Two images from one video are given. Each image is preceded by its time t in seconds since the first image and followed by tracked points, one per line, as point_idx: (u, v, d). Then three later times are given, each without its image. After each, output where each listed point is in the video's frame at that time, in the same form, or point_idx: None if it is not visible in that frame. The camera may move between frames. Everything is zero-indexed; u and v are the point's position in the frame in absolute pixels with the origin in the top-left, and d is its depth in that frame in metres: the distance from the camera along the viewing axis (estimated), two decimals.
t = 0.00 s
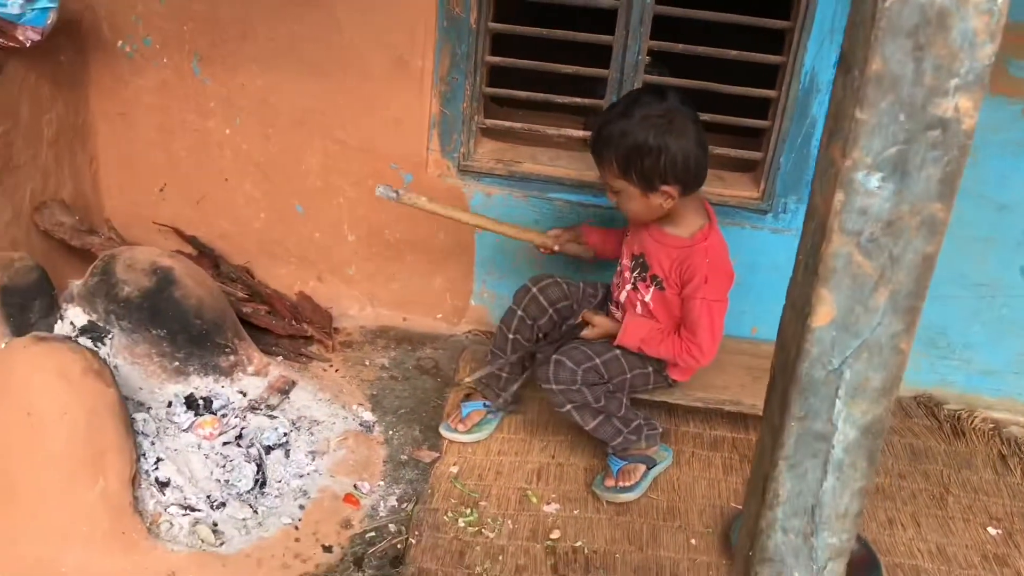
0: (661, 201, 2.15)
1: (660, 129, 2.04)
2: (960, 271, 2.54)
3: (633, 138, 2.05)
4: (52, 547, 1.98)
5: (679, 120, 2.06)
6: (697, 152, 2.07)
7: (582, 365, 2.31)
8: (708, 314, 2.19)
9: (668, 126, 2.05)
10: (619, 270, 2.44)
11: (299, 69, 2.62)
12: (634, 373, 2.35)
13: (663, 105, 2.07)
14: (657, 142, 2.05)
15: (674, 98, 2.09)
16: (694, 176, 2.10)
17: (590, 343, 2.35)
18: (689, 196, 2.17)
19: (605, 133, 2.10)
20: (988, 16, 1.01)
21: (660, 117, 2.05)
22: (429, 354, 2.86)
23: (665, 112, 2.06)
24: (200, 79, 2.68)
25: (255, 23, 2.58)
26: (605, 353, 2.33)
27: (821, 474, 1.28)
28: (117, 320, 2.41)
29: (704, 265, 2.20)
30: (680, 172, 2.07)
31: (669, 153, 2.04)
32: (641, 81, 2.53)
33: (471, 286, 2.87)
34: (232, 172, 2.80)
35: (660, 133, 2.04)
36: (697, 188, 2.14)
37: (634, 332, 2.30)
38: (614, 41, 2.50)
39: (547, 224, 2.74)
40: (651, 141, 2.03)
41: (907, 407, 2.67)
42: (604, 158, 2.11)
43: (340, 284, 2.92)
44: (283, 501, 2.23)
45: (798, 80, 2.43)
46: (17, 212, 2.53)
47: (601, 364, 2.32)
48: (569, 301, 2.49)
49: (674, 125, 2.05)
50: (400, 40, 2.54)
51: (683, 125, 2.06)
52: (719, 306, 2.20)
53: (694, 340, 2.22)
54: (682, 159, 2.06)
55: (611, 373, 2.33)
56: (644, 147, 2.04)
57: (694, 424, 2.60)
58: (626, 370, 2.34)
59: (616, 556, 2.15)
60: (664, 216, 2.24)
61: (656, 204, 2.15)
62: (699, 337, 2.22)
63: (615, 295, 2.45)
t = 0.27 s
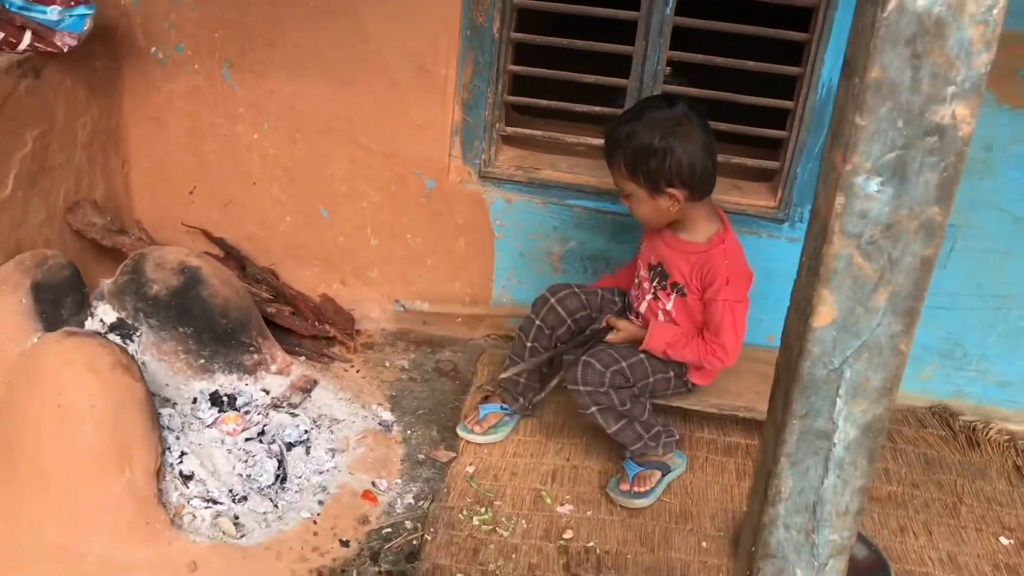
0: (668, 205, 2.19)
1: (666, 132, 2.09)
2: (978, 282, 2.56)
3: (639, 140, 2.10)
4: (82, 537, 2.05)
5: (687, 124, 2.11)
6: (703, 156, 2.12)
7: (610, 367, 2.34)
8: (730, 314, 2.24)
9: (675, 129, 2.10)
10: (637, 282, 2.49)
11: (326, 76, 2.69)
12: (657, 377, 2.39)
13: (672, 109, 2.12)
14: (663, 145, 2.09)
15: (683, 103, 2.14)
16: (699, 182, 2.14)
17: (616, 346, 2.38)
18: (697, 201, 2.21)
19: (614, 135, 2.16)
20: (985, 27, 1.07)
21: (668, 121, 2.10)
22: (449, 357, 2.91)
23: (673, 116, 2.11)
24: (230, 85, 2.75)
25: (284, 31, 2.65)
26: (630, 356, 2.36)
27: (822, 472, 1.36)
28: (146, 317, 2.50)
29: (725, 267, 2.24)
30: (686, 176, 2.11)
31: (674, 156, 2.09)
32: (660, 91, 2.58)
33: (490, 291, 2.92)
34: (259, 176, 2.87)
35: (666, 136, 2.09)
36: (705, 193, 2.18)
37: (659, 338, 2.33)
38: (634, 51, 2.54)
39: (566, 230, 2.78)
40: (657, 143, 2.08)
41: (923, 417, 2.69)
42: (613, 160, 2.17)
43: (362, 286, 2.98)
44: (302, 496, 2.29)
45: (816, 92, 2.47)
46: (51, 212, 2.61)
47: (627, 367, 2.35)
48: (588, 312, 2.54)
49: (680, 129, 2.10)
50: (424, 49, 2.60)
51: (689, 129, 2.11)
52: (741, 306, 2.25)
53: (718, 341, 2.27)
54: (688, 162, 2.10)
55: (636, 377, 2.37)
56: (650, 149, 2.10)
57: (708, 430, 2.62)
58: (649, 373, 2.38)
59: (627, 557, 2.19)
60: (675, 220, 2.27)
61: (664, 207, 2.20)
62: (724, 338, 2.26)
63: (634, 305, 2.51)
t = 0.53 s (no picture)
0: (664, 211, 2.20)
1: (651, 140, 2.10)
2: (997, 292, 2.55)
3: (627, 149, 2.13)
4: (91, 536, 2.07)
5: (674, 130, 2.11)
6: (693, 160, 2.11)
7: (608, 373, 2.34)
8: (732, 319, 2.23)
9: (661, 136, 2.11)
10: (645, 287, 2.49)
11: (342, 81, 2.71)
12: (662, 382, 2.37)
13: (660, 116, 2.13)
14: (650, 152, 2.11)
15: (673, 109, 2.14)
16: (690, 188, 2.13)
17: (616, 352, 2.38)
18: (696, 205, 2.20)
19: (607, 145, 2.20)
20: (991, 33, 1.07)
21: (654, 128, 2.11)
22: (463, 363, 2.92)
23: (660, 124, 2.12)
24: (248, 89, 2.78)
25: (301, 36, 2.67)
26: (630, 361, 2.36)
27: (828, 481, 1.35)
28: (161, 318, 2.53)
29: (726, 272, 2.23)
30: (675, 181, 2.12)
31: (660, 163, 2.10)
32: (675, 97, 2.56)
33: (504, 296, 2.92)
34: (276, 180, 2.89)
35: (652, 143, 2.11)
36: (700, 198, 2.17)
37: (661, 345, 2.33)
38: (650, 57, 2.53)
39: (580, 236, 2.78)
40: (641, 151, 2.10)
41: (940, 429, 2.67)
42: (608, 169, 2.21)
43: (376, 290, 2.99)
44: (312, 499, 2.29)
45: (833, 98, 2.46)
46: (69, 213, 2.64)
47: (626, 372, 2.35)
48: (597, 314, 2.52)
49: (667, 136, 2.11)
50: (440, 54, 2.61)
51: (677, 135, 2.11)
52: (743, 311, 2.23)
53: (720, 347, 2.26)
54: (675, 167, 2.10)
55: (638, 382, 2.36)
56: (637, 157, 2.12)
57: (721, 439, 2.61)
58: (653, 379, 2.37)
59: (637, 565, 2.17)
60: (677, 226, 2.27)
61: (661, 213, 2.21)
62: (726, 345, 2.25)
63: (642, 310, 2.51)
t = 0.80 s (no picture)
0: (673, 213, 2.19)
1: (657, 142, 2.10)
2: (1018, 296, 2.52)
3: (633, 152, 2.13)
4: (104, 533, 2.09)
5: (682, 132, 2.10)
6: (699, 162, 2.09)
7: (617, 377, 2.32)
8: (742, 323, 2.20)
9: (667, 139, 2.10)
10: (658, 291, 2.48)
11: (358, 82, 2.71)
12: (673, 387, 2.35)
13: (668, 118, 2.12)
14: (657, 155, 2.10)
15: (681, 111, 2.13)
16: (697, 191, 2.11)
17: (626, 357, 2.36)
18: (706, 207, 2.17)
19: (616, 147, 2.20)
20: (1010, 33, 1.05)
21: (661, 131, 2.11)
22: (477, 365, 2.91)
23: (667, 126, 2.11)
24: (264, 90, 2.79)
25: (317, 37, 2.68)
26: (640, 366, 2.34)
27: (842, 487, 1.35)
28: (176, 319, 2.54)
29: (735, 274, 2.21)
30: (681, 184, 2.10)
31: (666, 165, 2.09)
32: (692, 99, 2.55)
33: (519, 298, 2.91)
34: (292, 181, 2.90)
35: (658, 146, 2.10)
36: (709, 201, 2.15)
37: (671, 349, 2.32)
38: (666, 59, 2.52)
39: (595, 239, 2.76)
40: (647, 154, 2.10)
41: (959, 435, 2.64)
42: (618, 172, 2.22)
43: (391, 292, 2.99)
44: (325, 500, 2.30)
45: (850, 101, 2.44)
46: (87, 213, 2.66)
47: (636, 378, 2.33)
48: (611, 316, 2.52)
49: (674, 138, 2.10)
50: (455, 56, 2.61)
51: (684, 137, 2.10)
52: (754, 314, 2.20)
53: (731, 350, 2.23)
54: (682, 170, 2.09)
55: (648, 387, 2.34)
56: (643, 160, 2.12)
57: (737, 444, 2.59)
58: (664, 384, 2.34)
59: (650, 570, 2.16)
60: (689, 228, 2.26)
61: (670, 215, 2.20)
62: (737, 349, 2.22)
63: (655, 314, 2.49)
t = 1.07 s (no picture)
0: (691, 215, 2.17)
1: (677, 144, 2.09)
2: None
3: (653, 154, 2.12)
4: (119, 533, 2.09)
5: (701, 134, 2.09)
6: (719, 164, 2.08)
7: (633, 379, 2.31)
8: (761, 325, 2.18)
9: (687, 140, 2.09)
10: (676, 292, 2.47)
11: (372, 83, 2.71)
12: (689, 390, 2.35)
13: (687, 119, 2.11)
14: (676, 156, 2.09)
15: (701, 112, 2.12)
16: (716, 193, 2.10)
17: (642, 359, 2.35)
18: (725, 209, 2.16)
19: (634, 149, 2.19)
20: None
21: (680, 132, 2.10)
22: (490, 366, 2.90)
23: (687, 127, 2.10)
24: (278, 92, 2.80)
25: (331, 39, 2.68)
26: (656, 368, 2.33)
27: (860, 492, 1.34)
28: (190, 320, 2.55)
29: (755, 276, 2.19)
30: (701, 185, 2.09)
31: (685, 167, 2.08)
32: (707, 99, 2.53)
33: (532, 299, 2.90)
34: (306, 182, 2.90)
35: (677, 147, 2.09)
36: (728, 203, 2.14)
37: (689, 352, 2.30)
38: (681, 59, 2.50)
39: (609, 240, 2.75)
40: (667, 155, 2.09)
41: (976, 439, 2.62)
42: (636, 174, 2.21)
43: (405, 293, 2.99)
44: (339, 501, 2.30)
45: (867, 101, 2.42)
46: (102, 214, 2.67)
47: (653, 379, 2.32)
48: (625, 317, 2.51)
49: (693, 139, 2.09)
50: (469, 56, 2.61)
51: (704, 139, 2.09)
52: (773, 317, 2.19)
53: (749, 353, 2.22)
54: (701, 171, 2.08)
55: (664, 389, 2.33)
56: (662, 161, 2.11)
57: (752, 447, 2.58)
58: (680, 387, 2.34)
59: (665, 573, 2.14)
60: (707, 230, 2.24)
61: (688, 217, 2.19)
62: (755, 352, 2.21)
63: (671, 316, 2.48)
